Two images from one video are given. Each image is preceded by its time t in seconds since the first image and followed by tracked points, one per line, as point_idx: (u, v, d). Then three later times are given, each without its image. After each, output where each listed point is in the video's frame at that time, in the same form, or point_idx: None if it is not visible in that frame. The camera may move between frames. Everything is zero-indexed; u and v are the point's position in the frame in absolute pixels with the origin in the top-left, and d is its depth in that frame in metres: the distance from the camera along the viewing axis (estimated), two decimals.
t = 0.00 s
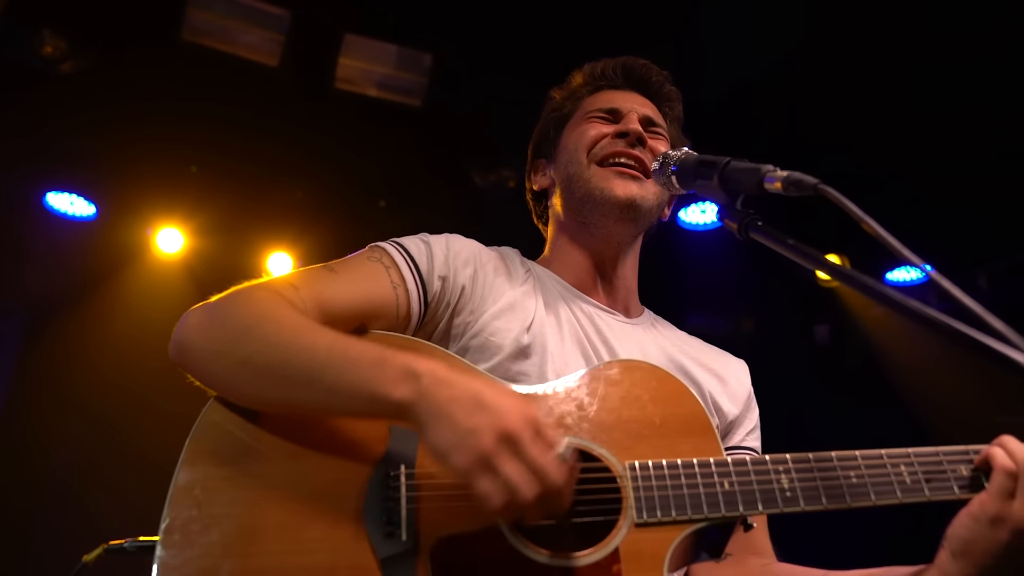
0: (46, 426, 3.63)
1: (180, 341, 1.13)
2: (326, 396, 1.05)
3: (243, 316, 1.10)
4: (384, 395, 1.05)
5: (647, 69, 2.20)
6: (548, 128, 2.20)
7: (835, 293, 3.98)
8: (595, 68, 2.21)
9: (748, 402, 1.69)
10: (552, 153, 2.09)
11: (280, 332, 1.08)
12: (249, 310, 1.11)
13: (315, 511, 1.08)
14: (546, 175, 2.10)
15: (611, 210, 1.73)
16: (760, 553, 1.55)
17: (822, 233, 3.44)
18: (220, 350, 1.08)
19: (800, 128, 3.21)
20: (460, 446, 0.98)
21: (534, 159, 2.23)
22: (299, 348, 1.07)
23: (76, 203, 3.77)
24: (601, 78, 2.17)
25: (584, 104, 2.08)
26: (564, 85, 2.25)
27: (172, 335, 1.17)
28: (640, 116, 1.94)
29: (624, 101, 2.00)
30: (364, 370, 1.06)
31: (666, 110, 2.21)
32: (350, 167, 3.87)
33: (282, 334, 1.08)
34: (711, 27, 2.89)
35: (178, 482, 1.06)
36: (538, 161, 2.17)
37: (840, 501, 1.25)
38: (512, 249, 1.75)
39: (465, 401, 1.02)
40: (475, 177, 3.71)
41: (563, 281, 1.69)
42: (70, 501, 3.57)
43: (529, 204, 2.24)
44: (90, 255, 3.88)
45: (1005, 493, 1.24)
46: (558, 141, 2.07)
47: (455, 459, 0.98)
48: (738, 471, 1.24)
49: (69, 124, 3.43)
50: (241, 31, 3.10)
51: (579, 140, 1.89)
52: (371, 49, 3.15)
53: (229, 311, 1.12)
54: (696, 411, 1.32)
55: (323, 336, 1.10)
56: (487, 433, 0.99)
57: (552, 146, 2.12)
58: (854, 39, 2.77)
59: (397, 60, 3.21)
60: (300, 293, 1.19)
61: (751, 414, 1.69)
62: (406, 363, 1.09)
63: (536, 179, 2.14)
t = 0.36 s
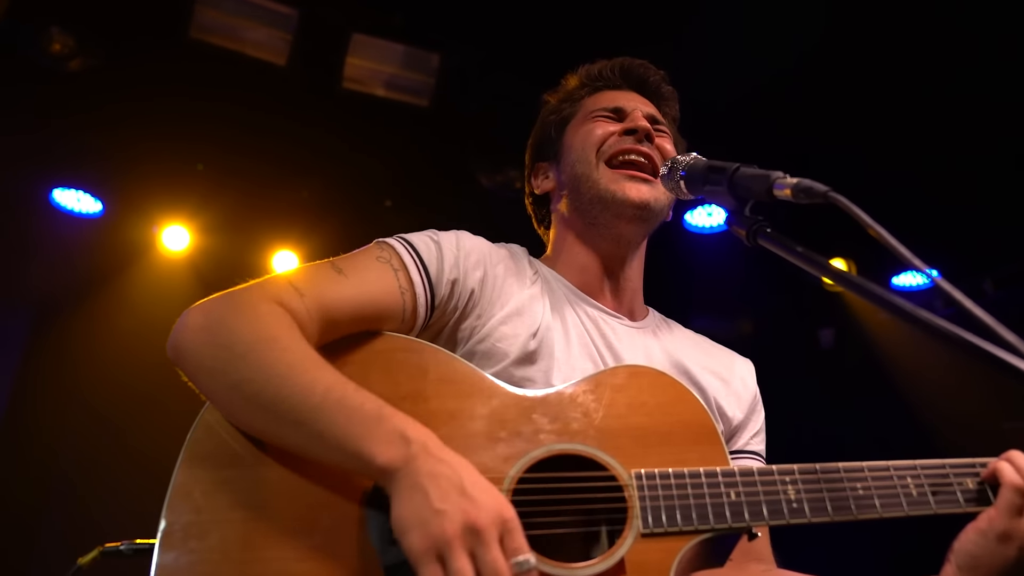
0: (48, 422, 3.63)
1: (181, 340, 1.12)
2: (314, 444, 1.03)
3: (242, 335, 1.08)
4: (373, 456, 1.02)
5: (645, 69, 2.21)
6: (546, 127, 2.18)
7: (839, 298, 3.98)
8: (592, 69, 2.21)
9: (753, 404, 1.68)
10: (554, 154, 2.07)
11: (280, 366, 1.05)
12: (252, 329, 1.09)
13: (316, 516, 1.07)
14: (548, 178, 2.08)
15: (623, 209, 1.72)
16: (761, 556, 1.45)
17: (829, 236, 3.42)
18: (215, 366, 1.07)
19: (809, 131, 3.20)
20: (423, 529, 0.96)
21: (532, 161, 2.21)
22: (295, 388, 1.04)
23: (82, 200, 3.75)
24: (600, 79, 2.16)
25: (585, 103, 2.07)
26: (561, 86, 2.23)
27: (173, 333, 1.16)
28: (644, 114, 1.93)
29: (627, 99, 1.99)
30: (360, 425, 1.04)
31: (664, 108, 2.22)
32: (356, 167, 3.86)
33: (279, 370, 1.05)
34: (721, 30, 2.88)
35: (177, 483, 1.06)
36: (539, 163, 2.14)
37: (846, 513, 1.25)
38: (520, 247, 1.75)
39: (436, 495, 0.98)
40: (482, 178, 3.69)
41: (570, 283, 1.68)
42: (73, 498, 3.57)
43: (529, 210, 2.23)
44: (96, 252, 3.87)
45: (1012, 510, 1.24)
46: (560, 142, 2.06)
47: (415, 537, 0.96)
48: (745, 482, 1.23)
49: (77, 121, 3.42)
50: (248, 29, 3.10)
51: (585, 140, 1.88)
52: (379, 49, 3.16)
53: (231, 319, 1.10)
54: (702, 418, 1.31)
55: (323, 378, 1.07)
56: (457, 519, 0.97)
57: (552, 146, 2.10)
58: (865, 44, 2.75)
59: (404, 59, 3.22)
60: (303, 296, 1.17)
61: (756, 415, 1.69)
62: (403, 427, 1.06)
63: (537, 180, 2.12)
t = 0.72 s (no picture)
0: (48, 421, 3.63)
1: (176, 340, 1.12)
2: (346, 382, 1.08)
3: (253, 309, 1.10)
4: (412, 376, 1.10)
5: (626, 60, 2.22)
6: (535, 127, 2.16)
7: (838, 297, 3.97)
8: (573, 66, 2.21)
9: (752, 405, 1.68)
10: (545, 155, 2.06)
11: (292, 324, 1.09)
12: (251, 306, 1.11)
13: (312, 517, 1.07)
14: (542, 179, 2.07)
15: (627, 207, 1.71)
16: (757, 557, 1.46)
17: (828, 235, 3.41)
18: (229, 338, 1.08)
19: (809, 130, 3.19)
20: (506, 401, 1.11)
21: (521, 164, 2.20)
22: (321, 333, 1.09)
23: (82, 201, 3.76)
24: (585, 75, 2.17)
25: (572, 101, 2.06)
26: (544, 86, 2.23)
27: (168, 334, 1.15)
28: (633, 108, 1.94)
29: (614, 95, 1.99)
30: (387, 354, 1.10)
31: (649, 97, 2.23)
32: (354, 166, 3.86)
33: (303, 318, 1.10)
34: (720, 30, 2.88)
35: (170, 486, 1.05)
36: (529, 164, 2.13)
37: (843, 509, 1.24)
38: (515, 247, 1.75)
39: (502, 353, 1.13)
40: (481, 177, 3.73)
41: (566, 282, 1.68)
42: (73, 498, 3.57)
43: (523, 211, 2.23)
44: (95, 252, 3.88)
45: (1013, 504, 1.23)
46: (550, 143, 2.05)
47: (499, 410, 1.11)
48: (741, 479, 1.23)
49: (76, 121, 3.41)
50: (248, 29, 3.10)
51: (580, 140, 1.87)
52: (379, 49, 3.15)
53: (228, 309, 1.11)
54: (698, 415, 1.31)
55: (342, 324, 1.12)
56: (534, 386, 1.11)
57: (542, 146, 2.09)
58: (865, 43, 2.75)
59: (405, 59, 3.21)
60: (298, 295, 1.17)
61: (755, 416, 1.68)
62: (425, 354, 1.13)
63: (530, 183, 2.11)
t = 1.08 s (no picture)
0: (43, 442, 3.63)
1: (161, 359, 1.11)
2: (325, 418, 1.04)
3: (229, 332, 1.07)
4: (389, 414, 1.03)
5: (647, 52, 2.13)
6: (540, 107, 2.11)
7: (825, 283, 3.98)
8: (594, 48, 2.12)
9: (745, 391, 1.68)
10: (545, 143, 2.03)
11: (277, 354, 1.05)
12: (239, 331, 1.08)
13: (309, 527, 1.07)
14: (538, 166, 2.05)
15: (619, 213, 1.69)
16: (759, 542, 1.57)
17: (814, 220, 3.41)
18: (203, 370, 1.06)
19: (790, 117, 3.20)
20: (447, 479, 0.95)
21: (521, 143, 2.17)
22: (292, 367, 1.05)
23: (64, 217, 3.73)
24: (602, 63, 2.09)
25: (585, 90, 1.99)
26: (558, 63, 2.15)
27: (151, 356, 1.15)
28: (647, 111, 1.87)
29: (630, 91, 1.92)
30: (363, 392, 1.05)
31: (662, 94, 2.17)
32: (336, 169, 3.83)
33: (274, 349, 1.06)
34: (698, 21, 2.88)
35: (164, 506, 1.04)
36: (529, 147, 2.11)
37: (841, 489, 1.23)
38: (502, 245, 1.75)
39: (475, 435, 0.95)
40: (466, 179, 3.67)
41: (554, 279, 1.68)
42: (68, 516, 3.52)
43: (515, 190, 2.21)
44: (79, 267, 3.86)
45: (1006, 475, 1.22)
46: (553, 131, 2.00)
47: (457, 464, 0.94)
48: (737, 464, 1.23)
49: (55, 135, 3.38)
50: (225, 38, 3.08)
51: (581, 137, 1.82)
52: (358, 53, 3.14)
53: (214, 329, 1.09)
54: (691, 405, 1.31)
55: (319, 355, 1.08)
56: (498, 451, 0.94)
57: (545, 131, 2.05)
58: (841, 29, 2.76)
59: (385, 62, 3.19)
60: (285, 305, 1.16)
61: (749, 402, 1.68)
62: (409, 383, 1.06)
63: (525, 166, 2.10)
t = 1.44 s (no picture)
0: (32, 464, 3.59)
1: (151, 377, 1.09)
2: (300, 464, 1.00)
3: (215, 365, 1.04)
4: (358, 478, 0.99)
5: (628, 45, 2.12)
6: (524, 105, 2.10)
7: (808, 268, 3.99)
8: (574, 43, 2.12)
9: (740, 384, 1.67)
10: (531, 141, 2.02)
11: (257, 394, 1.02)
12: (225, 357, 1.05)
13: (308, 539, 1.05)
14: (525, 164, 2.04)
15: (611, 210, 1.68)
16: (756, 537, 1.55)
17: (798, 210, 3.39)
18: (191, 402, 1.03)
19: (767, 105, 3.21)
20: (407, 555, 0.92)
21: (506, 143, 2.16)
22: (272, 413, 1.01)
23: (42, 239, 3.65)
24: (584, 58, 2.08)
25: (567, 86, 1.99)
26: (540, 60, 2.15)
27: (143, 369, 1.12)
28: (631, 105, 1.86)
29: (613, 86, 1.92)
30: (342, 448, 1.00)
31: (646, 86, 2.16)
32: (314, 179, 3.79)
33: (256, 394, 1.02)
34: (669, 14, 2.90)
35: (163, 523, 1.03)
36: (515, 146, 2.10)
37: (842, 472, 1.24)
38: (493, 243, 1.74)
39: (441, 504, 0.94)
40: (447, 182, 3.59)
41: (547, 276, 1.67)
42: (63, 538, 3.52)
43: (502, 190, 2.20)
44: (61, 288, 3.77)
45: (967, 472, 1.21)
46: (538, 129, 2.00)
47: (401, 567, 0.91)
48: (737, 452, 1.23)
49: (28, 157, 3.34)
50: (198, 51, 3.07)
51: (568, 134, 1.81)
52: (332, 61, 3.16)
53: (201, 353, 1.06)
54: (690, 394, 1.30)
55: (301, 399, 1.03)
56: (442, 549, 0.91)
57: (530, 129, 2.04)
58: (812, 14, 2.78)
59: (359, 69, 3.22)
60: (275, 320, 1.14)
61: (745, 395, 1.67)
62: (387, 444, 1.01)
63: (513, 165, 2.09)
